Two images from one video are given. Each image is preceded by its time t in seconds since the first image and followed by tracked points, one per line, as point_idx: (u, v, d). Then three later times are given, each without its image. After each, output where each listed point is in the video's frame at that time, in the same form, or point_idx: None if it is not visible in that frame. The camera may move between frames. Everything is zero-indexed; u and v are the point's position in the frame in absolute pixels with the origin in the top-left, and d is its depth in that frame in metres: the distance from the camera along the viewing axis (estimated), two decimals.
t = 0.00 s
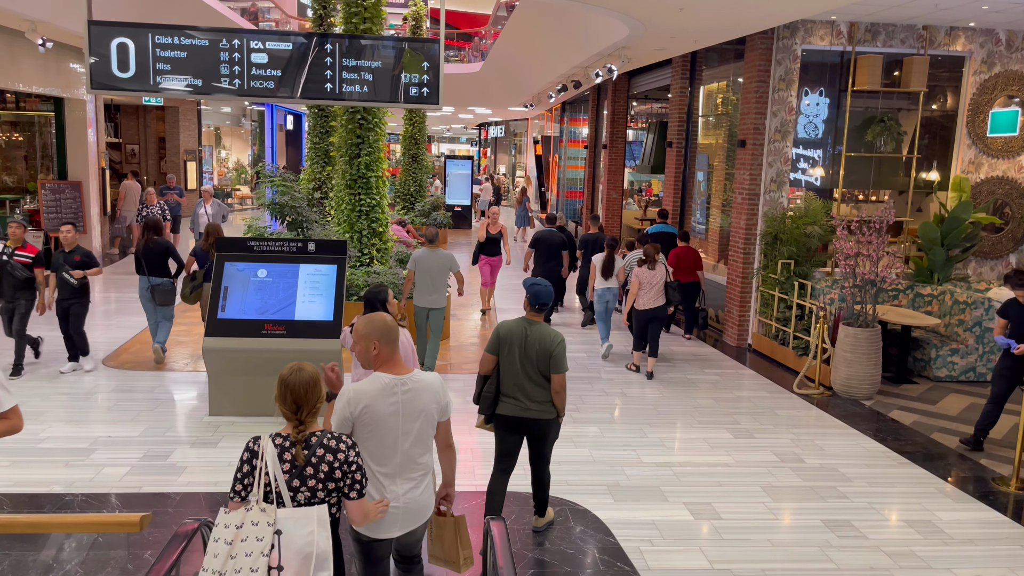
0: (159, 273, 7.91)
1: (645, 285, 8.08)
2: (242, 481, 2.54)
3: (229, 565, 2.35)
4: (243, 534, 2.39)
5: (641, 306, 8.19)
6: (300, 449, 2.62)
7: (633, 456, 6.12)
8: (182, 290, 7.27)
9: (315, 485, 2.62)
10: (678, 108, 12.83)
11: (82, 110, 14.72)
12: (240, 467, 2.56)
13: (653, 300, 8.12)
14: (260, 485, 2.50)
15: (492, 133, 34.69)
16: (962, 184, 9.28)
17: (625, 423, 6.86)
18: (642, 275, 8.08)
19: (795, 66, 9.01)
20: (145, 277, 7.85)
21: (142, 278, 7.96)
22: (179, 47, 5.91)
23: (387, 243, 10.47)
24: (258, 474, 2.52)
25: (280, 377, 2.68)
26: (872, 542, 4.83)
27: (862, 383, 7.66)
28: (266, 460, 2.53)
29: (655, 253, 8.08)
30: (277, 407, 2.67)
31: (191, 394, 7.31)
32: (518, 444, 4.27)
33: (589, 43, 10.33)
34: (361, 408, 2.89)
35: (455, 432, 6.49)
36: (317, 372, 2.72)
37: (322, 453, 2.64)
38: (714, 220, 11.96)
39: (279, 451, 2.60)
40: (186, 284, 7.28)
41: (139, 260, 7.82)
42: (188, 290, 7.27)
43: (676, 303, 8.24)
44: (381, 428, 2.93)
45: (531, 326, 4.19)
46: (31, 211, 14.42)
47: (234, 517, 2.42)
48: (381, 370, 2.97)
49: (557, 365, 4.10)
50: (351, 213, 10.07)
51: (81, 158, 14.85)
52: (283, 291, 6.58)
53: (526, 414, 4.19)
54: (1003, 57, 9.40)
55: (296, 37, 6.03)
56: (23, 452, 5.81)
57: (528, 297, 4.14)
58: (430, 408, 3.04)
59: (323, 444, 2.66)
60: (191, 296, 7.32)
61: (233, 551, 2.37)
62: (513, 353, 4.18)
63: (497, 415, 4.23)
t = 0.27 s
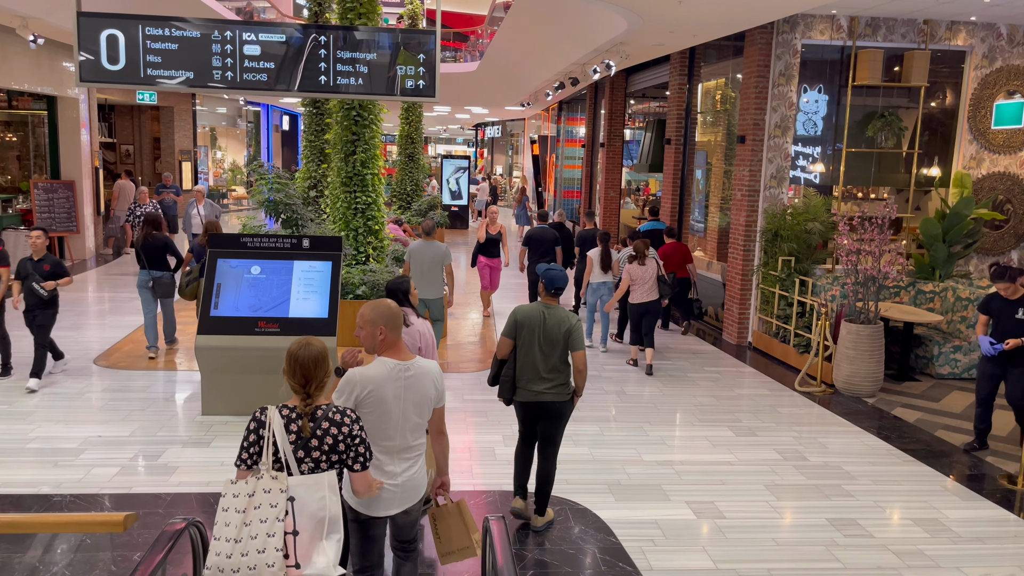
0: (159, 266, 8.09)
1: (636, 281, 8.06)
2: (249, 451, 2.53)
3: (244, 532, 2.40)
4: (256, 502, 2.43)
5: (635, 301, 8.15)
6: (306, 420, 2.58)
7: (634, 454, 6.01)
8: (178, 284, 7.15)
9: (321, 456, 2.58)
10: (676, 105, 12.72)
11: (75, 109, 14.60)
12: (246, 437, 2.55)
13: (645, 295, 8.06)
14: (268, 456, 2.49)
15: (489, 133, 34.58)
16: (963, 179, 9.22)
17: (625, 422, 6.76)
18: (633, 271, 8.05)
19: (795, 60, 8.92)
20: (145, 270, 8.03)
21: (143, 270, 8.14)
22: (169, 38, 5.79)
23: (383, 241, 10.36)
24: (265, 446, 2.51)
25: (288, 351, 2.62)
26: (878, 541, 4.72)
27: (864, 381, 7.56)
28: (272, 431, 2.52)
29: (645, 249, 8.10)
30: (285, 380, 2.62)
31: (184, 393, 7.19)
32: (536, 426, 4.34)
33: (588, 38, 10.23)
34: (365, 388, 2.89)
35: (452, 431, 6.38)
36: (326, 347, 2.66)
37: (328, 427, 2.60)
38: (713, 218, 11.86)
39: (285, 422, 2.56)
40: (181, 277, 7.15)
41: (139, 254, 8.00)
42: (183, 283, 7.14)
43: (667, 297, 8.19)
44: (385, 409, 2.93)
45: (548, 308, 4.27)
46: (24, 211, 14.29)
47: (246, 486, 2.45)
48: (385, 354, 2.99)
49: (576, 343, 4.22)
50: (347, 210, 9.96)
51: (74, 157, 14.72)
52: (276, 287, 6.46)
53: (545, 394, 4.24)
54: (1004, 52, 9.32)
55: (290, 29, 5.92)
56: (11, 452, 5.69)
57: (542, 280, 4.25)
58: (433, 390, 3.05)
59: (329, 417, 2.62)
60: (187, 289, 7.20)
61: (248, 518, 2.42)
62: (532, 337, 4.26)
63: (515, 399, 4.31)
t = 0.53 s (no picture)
0: (160, 259, 8.23)
1: (630, 273, 8.23)
2: (246, 433, 2.63)
3: (241, 513, 2.48)
4: (252, 484, 2.51)
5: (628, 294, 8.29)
6: (302, 402, 2.69)
7: (634, 453, 5.90)
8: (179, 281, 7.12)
9: (317, 438, 2.70)
10: (675, 101, 12.64)
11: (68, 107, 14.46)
12: (244, 419, 2.65)
13: (639, 288, 8.22)
14: (265, 439, 2.60)
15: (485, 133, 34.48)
16: (965, 176, 9.12)
17: (625, 419, 6.66)
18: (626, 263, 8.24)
19: (795, 55, 8.84)
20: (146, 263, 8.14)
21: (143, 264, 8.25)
22: (160, 28, 5.68)
23: (379, 238, 10.25)
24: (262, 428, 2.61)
25: (286, 332, 2.73)
26: (885, 540, 4.62)
27: (866, 378, 7.47)
28: (269, 414, 2.63)
29: (639, 242, 8.26)
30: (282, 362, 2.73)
31: (176, 392, 7.08)
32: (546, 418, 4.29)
33: (586, 34, 10.12)
34: (369, 361, 2.96)
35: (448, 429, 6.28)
36: (321, 330, 2.76)
37: (324, 409, 2.72)
38: (712, 216, 11.77)
39: (282, 405, 2.67)
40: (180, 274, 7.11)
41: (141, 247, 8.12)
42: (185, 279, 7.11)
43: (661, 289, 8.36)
44: (387, 381, 3.01)
45: (558, 300, 4.27)
46: (16, 209, 14.15)
47: (242, 467, 2.52)
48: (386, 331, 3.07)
49: (586, 334, 4.17)
50: (342, 207, 9.85)
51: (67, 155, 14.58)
52: (269, 283, 6.34)
53: (555, 385, 4.20)
54: (1006, 47, 9.25)
55: (283, 19, 5.80)
56: None
57: (552, 274, 4.27)
58: (429, 366, 3.15)
59: (325, 400, 2.73)
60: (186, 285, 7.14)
61: (244, 499, 2.50)
62: (541, 329, 4.25)
63: (527, 391, 4.29)
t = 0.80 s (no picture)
0: (157, 253, 8.28)
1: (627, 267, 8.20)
2: (230, 422, 2.58)
3: (228, 501, 2.51)
4: (239, 472, 2.53)
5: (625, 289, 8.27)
6: (284, 388, 2.63)
7: (634, 451, 5.79)
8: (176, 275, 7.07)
9: (302, 424, 2.64)
10: (673, 98, 12.56)
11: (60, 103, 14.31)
12: (226, 408, 2.59)
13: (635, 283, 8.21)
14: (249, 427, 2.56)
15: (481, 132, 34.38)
16: (967, 172, 9.01)
17: (624, 418, 6.55)
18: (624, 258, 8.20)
19: (795, 50, 8.76)
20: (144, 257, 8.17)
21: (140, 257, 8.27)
22: (151, 17, 5.55)
23: (375, 235, 10.14)
24: (246, 416, 2.57)
25: (267, 319, 2.66)
26: (893, 540, 4.51)
27: (868, 376, 7.37)
28: (253, 401, 2.57)
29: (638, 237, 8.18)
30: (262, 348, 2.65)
31: (168, 390, 6.95)
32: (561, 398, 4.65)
33: (584, 29, 10.01)
34: (358, 346, 2.98)
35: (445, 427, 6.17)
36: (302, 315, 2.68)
37: (308, 395, 2.66)
38: (711, 214, 11.67)
39: (265, 392, 2.61)
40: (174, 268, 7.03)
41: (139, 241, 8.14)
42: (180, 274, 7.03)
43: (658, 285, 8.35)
44: (375, 364, 3.03)
45: (566, 287, 4.54)
46: (7, 206, 14.00)
47: (228, 456, 2.53)
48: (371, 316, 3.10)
49: (594, 320, 4.48)
50: (337, 203, 9.73)
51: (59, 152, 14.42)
52: (263, 279, 6.22)
53: (567, 370, 4.53)
54: (1007, 42, 9.17)
55: (276, 9, 5.68)
56: None
57: (557, 262, 4.53)
58: (412, 350, 3.20)
59: (308, 386, 2.68)
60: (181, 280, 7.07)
61: (232, 487, 2.52)
62: (551, 316, 4.54)
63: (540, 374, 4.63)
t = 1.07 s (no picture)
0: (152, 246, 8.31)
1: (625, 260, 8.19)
2: (213, 402, 2.73)
3: (206, 480, 2.67)
4: (218, 452, 2.70)
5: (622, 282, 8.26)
6: (261, 365, 2.78)
7: (633, 448, 5.69)
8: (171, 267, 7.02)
9: (283, 403, 2.80)
10: (673, 93, 12.46)
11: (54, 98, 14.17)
12: (210, 386, 2.74)
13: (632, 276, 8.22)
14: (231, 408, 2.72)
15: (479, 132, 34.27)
16: (970, 168, 8.94)
17: (625, 415, 6.45)
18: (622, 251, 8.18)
19: (797, 44, 8.68)
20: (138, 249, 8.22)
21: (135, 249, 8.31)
22: (142, 4, 5.43)
23: (371, 231, 10.03)
24: (230, 396, 2.72)
25: (245, 295, 2.83)
26: (901, 538, 4.41)
27: (871, 373, 7.28)
28: (235, 381, 2.73)
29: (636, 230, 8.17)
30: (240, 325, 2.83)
31: (160, 386, 6.83)
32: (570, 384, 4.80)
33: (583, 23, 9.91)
34: (334, 337, 3.12)
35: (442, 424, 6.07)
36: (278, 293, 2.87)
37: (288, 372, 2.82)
38: (710, 211, 11.57)
39: (247, 373, 2.76)
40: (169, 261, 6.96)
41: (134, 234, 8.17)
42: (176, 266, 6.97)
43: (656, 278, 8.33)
44: (352, 353, 3.18)
45: (578, 275, 4.73)
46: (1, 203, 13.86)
47: (209, 435, 2.70)
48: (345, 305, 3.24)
49: (604, 307, 4.65)
50: (334, 199, 9.61)
51: (53, 148, 14.28)
52: (256, 273, 6.09)
53: (576, 355, 4.69)
54: (1011, 37, 9.10)
55: None
56: None
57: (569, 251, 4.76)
58: (386, 336, 3.35)
59: (288, 363, 2.84)
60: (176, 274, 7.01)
61: (210, 466, 2.69)
62: (562, 302, 4.72)
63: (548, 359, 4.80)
